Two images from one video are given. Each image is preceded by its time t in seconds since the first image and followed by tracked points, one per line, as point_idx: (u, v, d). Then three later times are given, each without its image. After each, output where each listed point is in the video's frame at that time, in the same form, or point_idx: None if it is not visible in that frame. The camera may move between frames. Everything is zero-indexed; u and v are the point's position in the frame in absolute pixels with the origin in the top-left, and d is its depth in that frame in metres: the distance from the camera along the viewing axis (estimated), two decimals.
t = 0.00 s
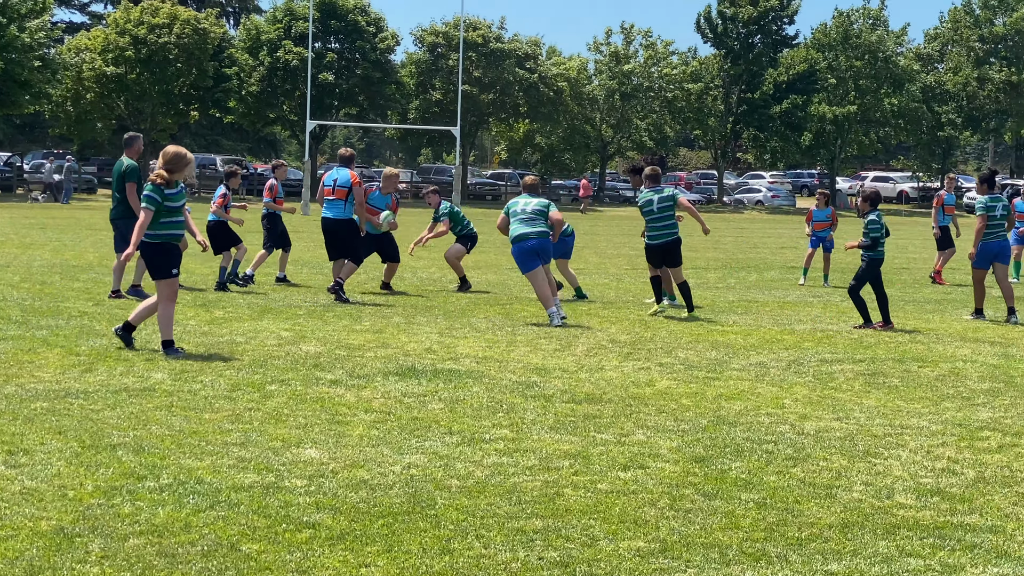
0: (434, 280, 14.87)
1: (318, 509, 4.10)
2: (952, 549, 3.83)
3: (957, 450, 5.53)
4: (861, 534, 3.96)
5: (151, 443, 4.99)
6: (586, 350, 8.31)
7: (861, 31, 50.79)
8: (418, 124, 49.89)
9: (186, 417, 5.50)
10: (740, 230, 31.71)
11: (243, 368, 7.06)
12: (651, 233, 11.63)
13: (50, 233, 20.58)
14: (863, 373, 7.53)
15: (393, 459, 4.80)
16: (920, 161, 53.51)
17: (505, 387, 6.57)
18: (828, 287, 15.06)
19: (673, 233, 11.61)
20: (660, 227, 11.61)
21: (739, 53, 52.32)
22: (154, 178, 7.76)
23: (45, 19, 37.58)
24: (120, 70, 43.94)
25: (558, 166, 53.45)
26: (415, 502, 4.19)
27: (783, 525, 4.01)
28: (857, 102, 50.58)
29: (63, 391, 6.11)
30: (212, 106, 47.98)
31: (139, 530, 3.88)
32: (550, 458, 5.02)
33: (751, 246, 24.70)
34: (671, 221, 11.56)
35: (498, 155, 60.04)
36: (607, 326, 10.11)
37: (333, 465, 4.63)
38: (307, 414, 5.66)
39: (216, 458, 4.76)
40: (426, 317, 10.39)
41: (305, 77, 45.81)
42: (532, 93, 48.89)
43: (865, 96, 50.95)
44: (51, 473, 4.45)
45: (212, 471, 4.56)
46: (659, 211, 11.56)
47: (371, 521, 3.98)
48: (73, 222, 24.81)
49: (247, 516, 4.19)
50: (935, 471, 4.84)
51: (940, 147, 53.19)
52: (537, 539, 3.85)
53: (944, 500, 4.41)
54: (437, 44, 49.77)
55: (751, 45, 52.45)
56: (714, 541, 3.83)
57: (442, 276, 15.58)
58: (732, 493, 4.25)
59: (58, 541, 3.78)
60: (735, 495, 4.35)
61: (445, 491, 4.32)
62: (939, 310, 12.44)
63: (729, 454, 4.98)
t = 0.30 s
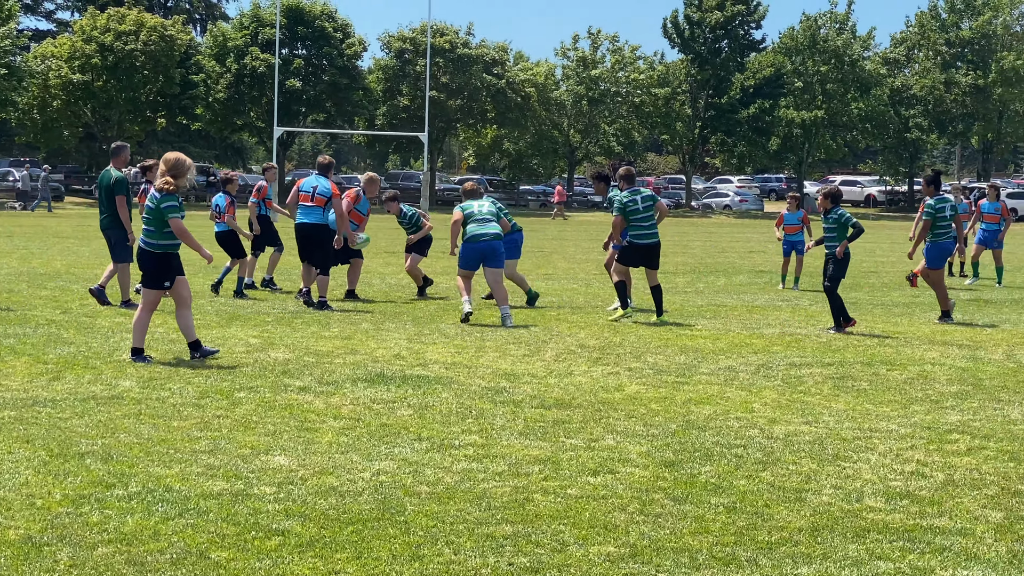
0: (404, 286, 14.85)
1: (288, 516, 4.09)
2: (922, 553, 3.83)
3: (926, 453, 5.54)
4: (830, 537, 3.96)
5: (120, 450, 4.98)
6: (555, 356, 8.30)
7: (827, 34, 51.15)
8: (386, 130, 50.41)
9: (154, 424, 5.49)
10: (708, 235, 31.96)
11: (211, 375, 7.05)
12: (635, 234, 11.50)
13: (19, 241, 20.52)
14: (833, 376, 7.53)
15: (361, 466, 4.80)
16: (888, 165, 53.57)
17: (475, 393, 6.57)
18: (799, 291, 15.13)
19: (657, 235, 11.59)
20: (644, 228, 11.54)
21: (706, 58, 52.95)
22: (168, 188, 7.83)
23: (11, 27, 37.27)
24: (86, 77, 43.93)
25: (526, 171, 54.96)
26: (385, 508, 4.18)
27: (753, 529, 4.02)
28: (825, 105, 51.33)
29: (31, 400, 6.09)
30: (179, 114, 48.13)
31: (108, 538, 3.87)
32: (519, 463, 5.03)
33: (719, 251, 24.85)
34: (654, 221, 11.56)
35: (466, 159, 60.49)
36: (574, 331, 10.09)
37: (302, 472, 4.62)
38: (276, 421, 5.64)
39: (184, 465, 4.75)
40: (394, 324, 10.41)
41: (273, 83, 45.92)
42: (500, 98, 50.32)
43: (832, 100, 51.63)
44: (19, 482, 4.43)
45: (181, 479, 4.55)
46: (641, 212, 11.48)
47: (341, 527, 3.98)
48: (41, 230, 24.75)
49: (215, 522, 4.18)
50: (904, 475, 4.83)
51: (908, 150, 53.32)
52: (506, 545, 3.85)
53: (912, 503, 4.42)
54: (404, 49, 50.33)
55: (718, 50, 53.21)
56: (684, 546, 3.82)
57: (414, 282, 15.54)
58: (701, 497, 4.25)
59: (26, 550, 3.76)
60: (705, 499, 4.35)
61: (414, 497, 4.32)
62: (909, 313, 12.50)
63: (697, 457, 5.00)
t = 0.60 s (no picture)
0: (382, 293, 14.84)
1: (265, 521, 4.09)
2: (898, 553, 3.84)
3: (901, 454, 5.56)
4: (806, 540, 3.96)
5: (96, 456, 4.98)
6: (529, 359, 8.30)
7: (800, 38, 51.55)
8: (360, 135, 50.44)
9: (131, 430, 5.49)
10: (680, 238, 32.29)
11: (187, 380, 7.05)
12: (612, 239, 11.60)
13: None
14: (807, 378, 7.54)
15: (337, 470, 4.81)
16: (862, 166, 54.29)
17: (450, 396, 6.58)
18: (777, 294, 15.14)
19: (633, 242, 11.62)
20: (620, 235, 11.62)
21: (679, 62, 52.56)
22: (181, 195, 7.82)
23: None
24: (61, 83, 43.88)
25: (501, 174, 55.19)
26: (361, 513, 4.18)
27: (730, 530, 4.04)
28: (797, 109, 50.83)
29: (5, 405, 6.09)
30: (154, 119, 48.19)
31: (84, 544, 3.86)
32: (495, 466, 5.05)
33: (689, 253, 25.01)
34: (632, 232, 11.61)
35: (439, 164, 60.78)
36: (550, 334, 10.09)
37: (278, 476, 4.63)
38: (253, 427, 5.64)
39: (160, 471, 4.75)
40: (369, 328, 10.42)
41: (247, 88, 45.97)
42: (474, 103, 49.94)
43: (805, 103, 51.74)
44: None
45: (158, 484, 4.56)
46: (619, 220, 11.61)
47: (317, 532, 3.98)
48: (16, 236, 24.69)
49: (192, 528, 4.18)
50: (880, 476, 4.84)
51: (881, 152, 54.25)
52: (483, 548, 3.84)
53: (888, 505, 4.42)
54: (378, 54, 50.54)
55: (691, 53, 52.73)
56: (661, 548, 3.82)
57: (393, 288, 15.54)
58: (677, 501, 4.26)
59: (3, 558, 3.75)
60: (680, 502, 4.35)
61: (390, 500, 4.35)
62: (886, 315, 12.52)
63: (672, 459, 5.03)
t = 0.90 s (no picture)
0: (363, 296, 14.82)
1: (244, 524, 4.08)
2: (877, 554, 3.84)
3: (881, 454, 5.57)
4: (787, 540, 3.96)
5: (74, 460, 4.96)
6: (509, 361, 8.29)
7: (780, 38, 50.97)
8: (339, 135, 50.46)
9: (109, 433, 5.47)
10: (660, 238, 32.49)
11: (166, 383, 7.03)
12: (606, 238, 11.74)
13: None
14: (786, 378, 7.54)
15: (317, 472, 4.80)
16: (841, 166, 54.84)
17: (430, 398, 6.58)
18: (757, 295, 15.17)
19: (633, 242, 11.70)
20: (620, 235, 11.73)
21: (658, 62, 53.09)
22: (186, 196, 7.77)
23: None
24: (38, 86, 43.67)
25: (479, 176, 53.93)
26: (341, 515, 4.17)
27: (710, 531, 4.04)
28: (776, 109, 50.74)
29: None
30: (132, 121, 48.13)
31: (62, 549, 3.84)
32: (475, 468, 5.04)
33: (668, 254, 25.05)
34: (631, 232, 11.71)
35: (419, 166, 60.82)
36: (529, 336, 10.07)
37: (257, 479, 4.62)
38: (231, 429, 5.62)
39: (139, 475, 4.74)
40: (349, 330, 10.39)
41: (225, 90, 45.87)
42: (452, 105, 50.19)
43: (784, 103, 51.03)
44: None
45: (136, 488, 4.54)
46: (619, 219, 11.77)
47: (296, 536, 3.96)
48: None
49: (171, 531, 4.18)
50: (859, 476, 4.85)
51: (860, 153, 54.59)
52: (462, 551, 3.83)
53: (868, 505, 4.42)
54: (357, 56, 49.95)
55: (670, 53, 53.30)
56: (641, 550, 3.81)
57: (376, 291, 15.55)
58: (657, 502, 4.26)
59: None
60: (661, 503, 4.34)
61: (369, 503, 4.34)
62: (867, 315, 12.53)
63: (652, 461, 5.03)
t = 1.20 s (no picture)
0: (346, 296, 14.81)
1: (221, 527, 4.07)
2: (853, 552, 3.84)
3: (858, 453, 5.58)
4: (764, 539, 3.96)
5: (50, 463, 4.95)
6: (488, 361, 8.29)
7: (758, 39, 52.18)
8: (319, 136, 50.50)
9: (85, 436, 5.46)
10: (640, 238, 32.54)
11: (143, 385, 7.03)
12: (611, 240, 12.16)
13: None
14: (765, 378, 7.55)
15: (294, 473, 4.80)
16: (819, 166, 54.83)
17: (408, 399, 6.57)
18: (737, 295, 15.20)
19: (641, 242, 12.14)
20: (623, 234, 12.15)
21: (638, 63, 53.72)
22: (203, 198, 7.73)
23: None
24: (15, 86, 43.53)
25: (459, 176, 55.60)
26: (319, 517, 4.16)
27: (688, 531, 4.05)
28: (754, 109, 51.53)
29: None
30: (110, 122, 48.06)
31: (37, 552, 3.81)
32: (452, 468, 5.04)
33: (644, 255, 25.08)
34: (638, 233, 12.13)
35: (399, 166, 60.96)
36: (508, 336, 10.08)
37: (234, 481, 4.61)
38: (208, 431, 5.61)
39: (115, 477, 4.74)
40: (327, 331, 10.39)
41: (203, 91, 45.77)
42: (432, 105, 49.66)
43: (763, 103, 52.16)
44: None
45: (112, 490, 4.54)
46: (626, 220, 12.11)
47: (273, 537, 3.96)
48: None
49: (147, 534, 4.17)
50: (836, 475, 4.86)
51: (838, 153, 54.61)
52: (440, 551, 3.83)
53: (845, 504, 4.43)
54: (335, 56, 50.52)
55: (650, 54, 53.89)
56: (618, 550, 3.81)
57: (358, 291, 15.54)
58: (635, 502, 4.26)
59: None
60: (639, 502, 4.34)
61: (347, 504, 4.33)
62: (845, 315, 12.58)
63: (630, 460, 5.02)
